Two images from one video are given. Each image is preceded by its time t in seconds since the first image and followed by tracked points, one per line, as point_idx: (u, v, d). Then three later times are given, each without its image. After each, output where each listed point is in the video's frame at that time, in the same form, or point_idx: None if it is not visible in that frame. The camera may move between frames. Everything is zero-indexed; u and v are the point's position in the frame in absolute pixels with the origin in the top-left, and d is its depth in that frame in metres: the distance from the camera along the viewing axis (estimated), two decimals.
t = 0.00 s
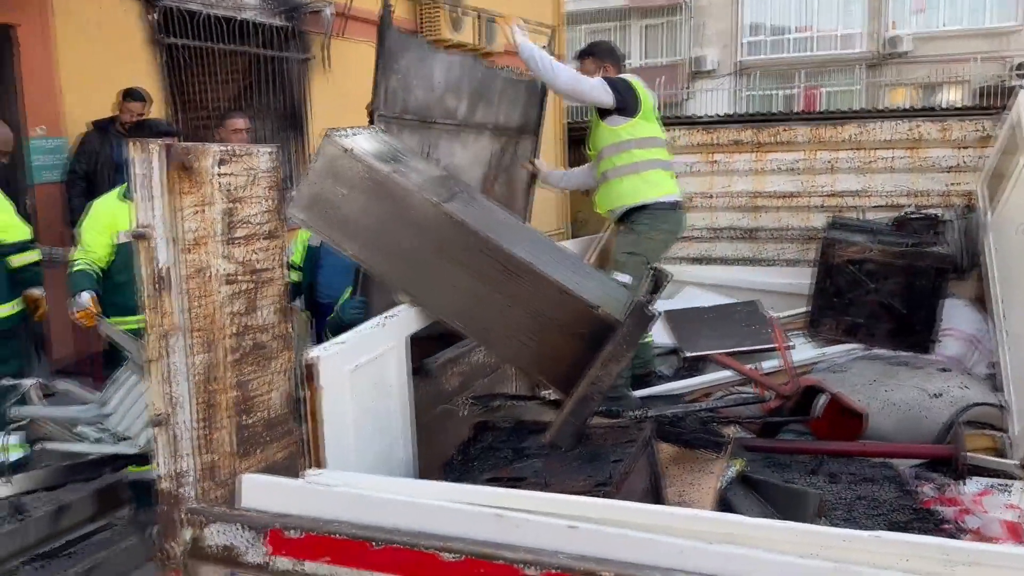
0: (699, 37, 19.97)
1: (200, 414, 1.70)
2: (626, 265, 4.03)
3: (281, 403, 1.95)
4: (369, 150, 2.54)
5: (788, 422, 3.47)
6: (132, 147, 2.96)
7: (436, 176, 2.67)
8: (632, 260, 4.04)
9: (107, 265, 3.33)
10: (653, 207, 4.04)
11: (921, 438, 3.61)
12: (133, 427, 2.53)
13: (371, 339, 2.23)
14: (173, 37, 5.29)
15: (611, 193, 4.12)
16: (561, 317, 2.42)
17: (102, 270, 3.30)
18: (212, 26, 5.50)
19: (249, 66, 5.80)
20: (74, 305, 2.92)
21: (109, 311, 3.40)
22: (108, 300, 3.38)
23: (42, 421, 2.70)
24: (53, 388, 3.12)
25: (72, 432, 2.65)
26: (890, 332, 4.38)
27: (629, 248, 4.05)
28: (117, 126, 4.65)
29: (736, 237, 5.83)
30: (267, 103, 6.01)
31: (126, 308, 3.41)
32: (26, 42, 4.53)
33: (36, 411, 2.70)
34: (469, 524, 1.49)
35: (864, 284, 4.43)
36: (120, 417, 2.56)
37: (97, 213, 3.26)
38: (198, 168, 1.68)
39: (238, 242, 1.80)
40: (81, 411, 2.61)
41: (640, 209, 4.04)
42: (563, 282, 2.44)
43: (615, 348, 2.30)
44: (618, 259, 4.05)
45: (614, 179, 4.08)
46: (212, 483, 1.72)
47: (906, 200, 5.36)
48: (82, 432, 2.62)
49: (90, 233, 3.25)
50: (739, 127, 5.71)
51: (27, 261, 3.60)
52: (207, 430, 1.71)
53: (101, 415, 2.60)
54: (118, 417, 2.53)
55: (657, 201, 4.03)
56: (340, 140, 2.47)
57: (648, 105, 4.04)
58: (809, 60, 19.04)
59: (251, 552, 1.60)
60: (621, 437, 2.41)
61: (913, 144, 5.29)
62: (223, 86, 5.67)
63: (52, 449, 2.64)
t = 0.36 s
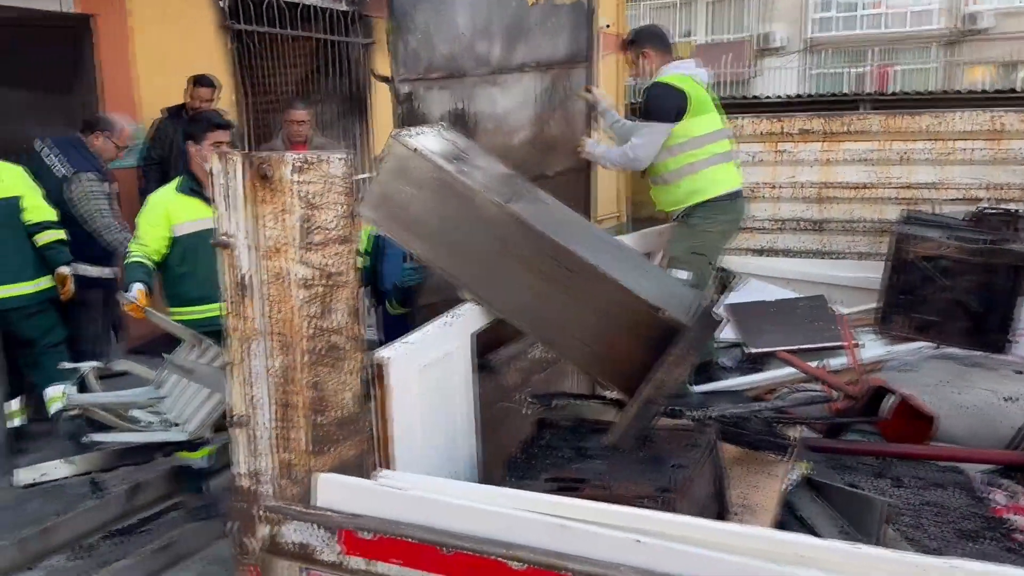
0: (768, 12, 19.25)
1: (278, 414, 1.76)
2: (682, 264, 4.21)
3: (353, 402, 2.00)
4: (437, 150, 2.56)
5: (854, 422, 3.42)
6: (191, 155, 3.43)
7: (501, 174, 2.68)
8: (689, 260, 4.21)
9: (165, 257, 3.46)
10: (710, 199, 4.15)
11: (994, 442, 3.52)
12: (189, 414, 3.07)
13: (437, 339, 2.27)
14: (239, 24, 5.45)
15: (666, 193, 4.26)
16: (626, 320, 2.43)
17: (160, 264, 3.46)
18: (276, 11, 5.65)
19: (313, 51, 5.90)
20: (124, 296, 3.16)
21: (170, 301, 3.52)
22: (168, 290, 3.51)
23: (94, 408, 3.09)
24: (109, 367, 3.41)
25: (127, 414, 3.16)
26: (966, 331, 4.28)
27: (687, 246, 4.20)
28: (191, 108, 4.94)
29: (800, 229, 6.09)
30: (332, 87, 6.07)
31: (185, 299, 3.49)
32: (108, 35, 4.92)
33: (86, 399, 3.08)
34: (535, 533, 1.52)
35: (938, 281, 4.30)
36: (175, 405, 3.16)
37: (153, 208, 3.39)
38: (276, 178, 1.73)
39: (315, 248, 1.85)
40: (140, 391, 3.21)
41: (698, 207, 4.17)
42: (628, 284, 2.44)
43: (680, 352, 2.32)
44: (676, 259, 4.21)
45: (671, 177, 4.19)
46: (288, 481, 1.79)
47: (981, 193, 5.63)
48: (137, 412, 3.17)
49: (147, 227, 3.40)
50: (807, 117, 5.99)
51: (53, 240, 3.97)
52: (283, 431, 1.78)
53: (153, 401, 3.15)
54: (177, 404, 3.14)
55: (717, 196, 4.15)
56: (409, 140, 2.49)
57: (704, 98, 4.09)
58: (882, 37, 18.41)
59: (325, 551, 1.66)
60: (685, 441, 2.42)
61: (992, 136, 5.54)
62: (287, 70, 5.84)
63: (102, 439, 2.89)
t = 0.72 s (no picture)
0: None
1: (336, 432, 1.81)
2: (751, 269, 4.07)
3: (408, 416, 2.05)
4: (494, 162, 2.57)
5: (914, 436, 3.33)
6: (228, 158, 3.50)
7: (557, 185, 2.69)
8: (758, 264, 4.08)
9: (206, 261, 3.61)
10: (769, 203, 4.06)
11: None
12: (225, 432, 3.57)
13: (490, 353, 2.29)
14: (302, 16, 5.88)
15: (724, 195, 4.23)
16: (681, 335, 2.46)
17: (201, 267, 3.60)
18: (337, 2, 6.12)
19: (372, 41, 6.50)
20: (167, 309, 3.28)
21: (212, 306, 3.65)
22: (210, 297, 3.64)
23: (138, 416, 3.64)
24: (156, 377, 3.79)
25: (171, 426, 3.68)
26: None
27: (755, 251, 4.08)
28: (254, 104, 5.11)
29: (866, 230, 5.76)
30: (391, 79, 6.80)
31: (226, 302, 3.62)
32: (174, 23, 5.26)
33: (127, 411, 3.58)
34: (586, 562, 1.54)
35: (1006, 290, 4.15)
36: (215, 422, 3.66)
37: (193, 213, 3.52)
38: (339, 202, 1.77)
39: (374, 267, 1.89)
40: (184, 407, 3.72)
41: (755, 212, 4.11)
42: (683, 299, 2.47)
43: (735, 372, 2.33)
44: (742, 264, 4.08)
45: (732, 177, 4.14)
46: (344, 496, 1.84)
47: None
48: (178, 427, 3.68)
49: (188, 231, 3.53)
50: (876, 114, 5.63)
51: (94, 239, 4.26)
52: (341, 447, 1.82)
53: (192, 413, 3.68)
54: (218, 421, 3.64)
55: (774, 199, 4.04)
56: (466, 152, 2.50)
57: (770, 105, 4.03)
58: (955, 19, 17.77)
59: (381, 568, 1.72)
60: (739, 459, 2.41)
61: None
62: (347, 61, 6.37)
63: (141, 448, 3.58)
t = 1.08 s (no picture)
0: None
1: (381, 455, 1.87)
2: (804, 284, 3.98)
3: (451, 437, 2.10)
4: (538, 182, 2.59)
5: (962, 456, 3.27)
6: (275, 166, 3.57)
7: (602, 205, 2.72)
8: (811, 278, 3.99)
9: (255, 267, 3.66)
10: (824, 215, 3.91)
11: None
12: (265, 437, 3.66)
13: (532, 374, 2.32)
14: (356, 17, 6.04)
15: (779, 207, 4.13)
16: (723, 358, 2.46)
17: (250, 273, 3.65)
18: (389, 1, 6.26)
19: (423, 38, 6.59)
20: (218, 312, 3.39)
21: (262, 309, 3.72)
22: (263, 301, 3.70)
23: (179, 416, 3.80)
24: (201, 381, 3.96)
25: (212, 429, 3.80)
26: None
27: (809, 266, 3.98)
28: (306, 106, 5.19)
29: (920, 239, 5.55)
30: (441, 74, 6.89)
31: (276, 309, 3.70)
32: (231, 28, 5.26)
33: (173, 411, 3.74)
34: None
35: None
36: (255, 427, 3.75)
37: (243, 220, 3.56)
38: (388, 235, 1.84)
39: (419, 295, 1.95)
40: (226, 412, 3.84)
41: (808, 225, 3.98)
42: (726, 322, 2.48)
43: (778, 398, 2.32)
44: (796, 277, 3.98)
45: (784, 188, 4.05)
46: (388, 516, 1.91)
47: None
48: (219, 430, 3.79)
49: (238, 237, 3.56)
50: (933, 122, 5.37)
51: (131, 244, 4.30)
52: (386, 469, 1.89)
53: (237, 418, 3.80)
54: (257, 427, 3.73)
55: (828, 210, 3.89)
56: (512, 172, 2.53)
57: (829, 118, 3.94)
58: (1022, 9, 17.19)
59: None
60: (780, 484, 2.42)
61: None
62: (400, 57, 6.46)
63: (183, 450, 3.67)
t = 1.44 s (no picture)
0: None
1: (410, 473, 1.92)
2: (841, 300, 3.90)
3: (479, 454, 2.14)
4: (568, 201, 2.61)
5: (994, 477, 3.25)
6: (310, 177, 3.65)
7: (632, 223, 2.74)
8: (848, 296, 3.91)
9: (292, 274, 3.74)
10: (861, 230, 3.84)
11: None
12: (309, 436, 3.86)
13: (560, 392, 2.35)
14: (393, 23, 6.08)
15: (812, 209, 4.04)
16: (750, 380, 2.48)
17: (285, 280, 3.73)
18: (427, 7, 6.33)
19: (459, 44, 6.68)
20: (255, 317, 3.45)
21: (298, 316, 3.77)
22: (299, 309, 3.75)
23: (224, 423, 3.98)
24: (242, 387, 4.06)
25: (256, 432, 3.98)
26: None
27: (845, 282, 3.89)
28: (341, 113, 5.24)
29: (955, 252, 6.00)
30: (476, 78, 6.93)
31: (310, 315, 3.73)
32: (268, 39, 5.28)
33: (221, 416, 3.88)
34: None
35: None
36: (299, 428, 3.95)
37: (280, 228, 3.64)
38: (420, 260, 1.88)
39: (450, 316, 1.99)
40: (269, 415, 4.03)
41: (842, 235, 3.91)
42: (754, 343, 2.49)
43: (806, 422, 2.34)
44: (832, 293, 3.90)
45: (823, 195, 3.94)
46: (417, 533, 1.96)
47: None
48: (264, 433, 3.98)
49: (275, 245, 3.65)
50: (969, 135, 5.82)
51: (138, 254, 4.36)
52: (415, 487, 1.94)
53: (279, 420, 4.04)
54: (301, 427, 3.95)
55: (865, 225, 3.81)
56: (543, 191, 2.55)
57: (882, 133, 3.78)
58: None
59: None
60: (807, 506, 2.47)
61: None
62: (436, 61, 6.53)
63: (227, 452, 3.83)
